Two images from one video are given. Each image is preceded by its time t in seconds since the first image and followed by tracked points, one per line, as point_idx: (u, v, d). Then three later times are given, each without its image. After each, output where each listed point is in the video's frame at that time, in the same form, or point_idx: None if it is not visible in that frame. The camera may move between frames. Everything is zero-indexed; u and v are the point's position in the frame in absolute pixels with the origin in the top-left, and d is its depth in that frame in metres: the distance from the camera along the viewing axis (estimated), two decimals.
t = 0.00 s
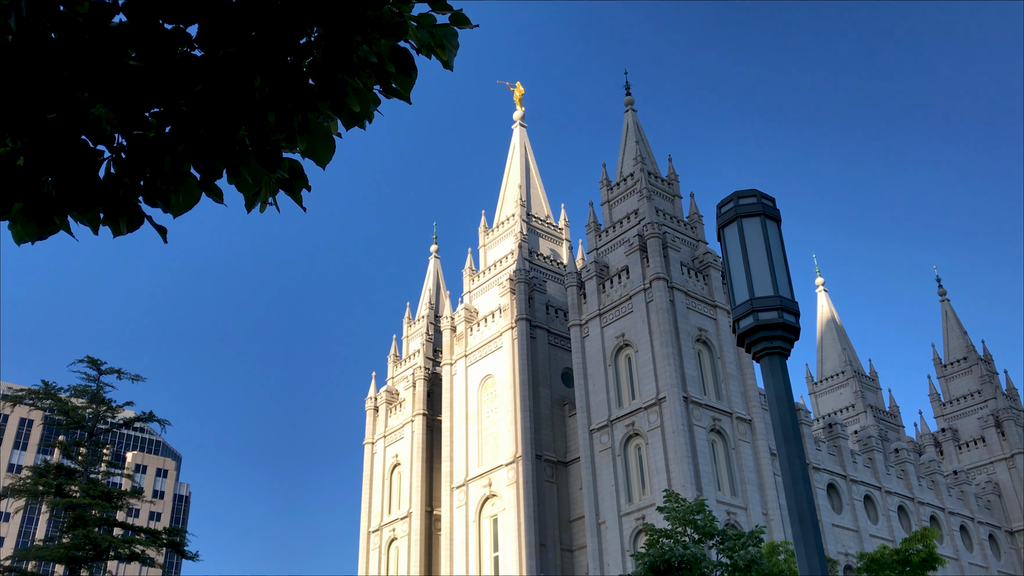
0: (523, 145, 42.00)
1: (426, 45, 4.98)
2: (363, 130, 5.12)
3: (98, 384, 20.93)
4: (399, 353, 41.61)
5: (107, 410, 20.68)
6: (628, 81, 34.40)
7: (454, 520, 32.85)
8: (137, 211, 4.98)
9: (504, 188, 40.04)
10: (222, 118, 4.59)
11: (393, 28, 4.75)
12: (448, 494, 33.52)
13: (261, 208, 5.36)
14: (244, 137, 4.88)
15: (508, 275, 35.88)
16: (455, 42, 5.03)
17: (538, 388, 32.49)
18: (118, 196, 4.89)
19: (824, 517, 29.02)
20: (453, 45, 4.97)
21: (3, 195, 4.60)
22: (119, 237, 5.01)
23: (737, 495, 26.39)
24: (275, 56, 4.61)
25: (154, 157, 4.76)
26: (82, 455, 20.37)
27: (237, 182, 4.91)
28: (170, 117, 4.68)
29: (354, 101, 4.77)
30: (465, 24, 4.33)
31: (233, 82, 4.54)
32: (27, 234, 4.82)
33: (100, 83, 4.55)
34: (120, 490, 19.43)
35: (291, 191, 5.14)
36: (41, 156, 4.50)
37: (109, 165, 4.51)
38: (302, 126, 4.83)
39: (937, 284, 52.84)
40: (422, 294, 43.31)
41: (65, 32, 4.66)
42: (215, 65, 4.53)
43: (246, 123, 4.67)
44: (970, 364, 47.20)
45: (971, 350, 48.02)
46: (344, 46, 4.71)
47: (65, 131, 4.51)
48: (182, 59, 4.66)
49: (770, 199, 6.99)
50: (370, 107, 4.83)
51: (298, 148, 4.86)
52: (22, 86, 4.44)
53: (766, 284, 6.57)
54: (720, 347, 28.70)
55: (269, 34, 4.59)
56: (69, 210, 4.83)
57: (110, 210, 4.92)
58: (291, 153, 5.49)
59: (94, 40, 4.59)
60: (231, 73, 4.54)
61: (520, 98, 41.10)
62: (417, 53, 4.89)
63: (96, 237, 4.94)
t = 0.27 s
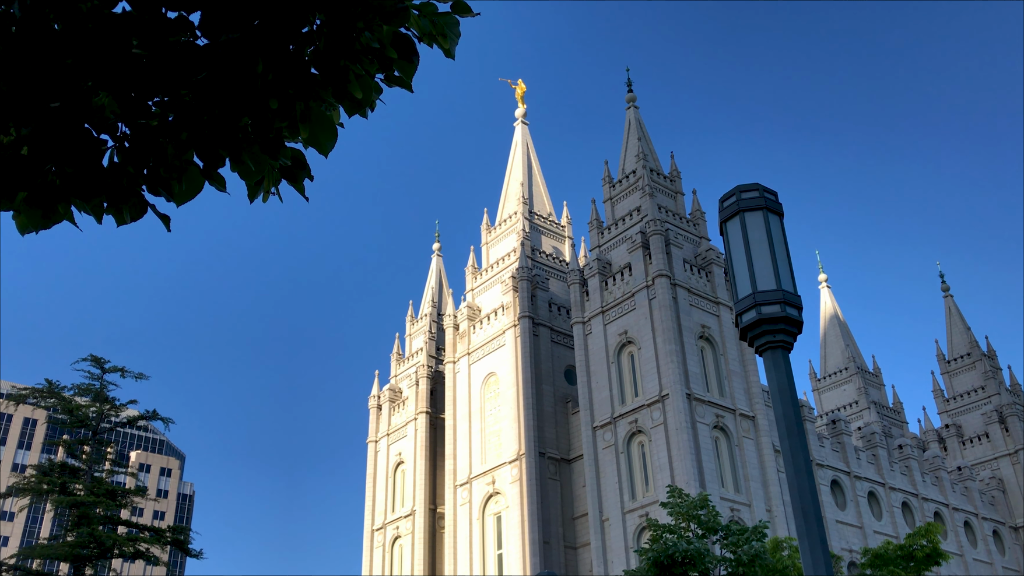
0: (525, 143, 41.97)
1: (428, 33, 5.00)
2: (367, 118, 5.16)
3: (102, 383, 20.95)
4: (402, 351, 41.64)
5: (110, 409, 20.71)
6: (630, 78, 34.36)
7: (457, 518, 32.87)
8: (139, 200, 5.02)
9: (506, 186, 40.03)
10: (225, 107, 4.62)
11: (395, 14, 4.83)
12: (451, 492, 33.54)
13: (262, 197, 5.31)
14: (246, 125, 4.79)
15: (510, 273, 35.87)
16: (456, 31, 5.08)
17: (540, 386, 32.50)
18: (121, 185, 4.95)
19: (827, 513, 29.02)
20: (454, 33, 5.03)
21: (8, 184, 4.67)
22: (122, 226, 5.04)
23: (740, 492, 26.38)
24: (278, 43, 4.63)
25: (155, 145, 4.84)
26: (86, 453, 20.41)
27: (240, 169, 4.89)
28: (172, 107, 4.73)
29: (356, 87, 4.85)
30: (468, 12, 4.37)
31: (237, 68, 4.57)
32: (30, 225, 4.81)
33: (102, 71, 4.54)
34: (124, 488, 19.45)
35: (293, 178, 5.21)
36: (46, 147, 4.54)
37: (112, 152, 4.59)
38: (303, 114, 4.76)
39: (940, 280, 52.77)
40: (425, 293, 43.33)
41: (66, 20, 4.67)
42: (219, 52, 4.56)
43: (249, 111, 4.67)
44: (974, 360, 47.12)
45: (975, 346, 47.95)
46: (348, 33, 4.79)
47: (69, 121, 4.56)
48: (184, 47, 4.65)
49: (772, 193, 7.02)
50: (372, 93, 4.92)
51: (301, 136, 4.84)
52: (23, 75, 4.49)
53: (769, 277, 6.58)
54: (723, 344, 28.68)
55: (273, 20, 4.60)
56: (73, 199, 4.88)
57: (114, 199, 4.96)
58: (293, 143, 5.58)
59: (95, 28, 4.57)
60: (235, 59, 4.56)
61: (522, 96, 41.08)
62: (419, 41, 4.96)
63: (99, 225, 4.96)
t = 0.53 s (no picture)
0: (529, 138, 41.96)
1: (432, 20, 5.14)
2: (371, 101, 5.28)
3: (107, 379, 21.03)
4: (406, 347, 41.68)
5: (115, 405, 20.77)
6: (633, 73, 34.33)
7: (462, 513, 32.91)
8: (146, 185, 4.95)
9: (510, 182, 40.02)
10: (232, 93, 4.65)
11: None
12: (456, 487, 33.58)
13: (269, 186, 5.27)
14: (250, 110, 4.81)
15: (514, 269, 35.87)
16: (460, 18, 5.19)
17: (544, 382, 32.51)
18: (128, 170, 4.90)
19: (832, 508, 29.01)
20: (458, 20, 5.12)
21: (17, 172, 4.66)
22: (129, 212, 4.99)
23: (744, 487, 26.38)
24: (284, 28, 4.66)
25: (161, 132, 4.81)
26: (91, 449, 20.47)
27: (246, 154, 4.87)
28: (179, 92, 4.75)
29: (362, 72, 4.94)
30: None
31: (244, 53, 4.61)
32: (39, 212, 4.82)
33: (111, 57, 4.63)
34: (130, 484, 19.49)
35: (298, 166, 5.28)
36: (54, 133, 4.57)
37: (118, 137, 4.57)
38: (310, 99, 4.84)
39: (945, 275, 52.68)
40: (428, 289, 43.38)
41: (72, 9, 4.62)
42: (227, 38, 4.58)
43: (255, 97, 4.69)
44: (979, 355, 47.05)
45: (979, 340, 47.87)
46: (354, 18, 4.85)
47: (78, 105, 4.59)
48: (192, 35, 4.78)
49: (776, 184, 7.01)
50: (376, 78, 5.01)
51: (306, 122, 4.88)
52: (31, 62, 4.53)
53: (773, 269, 6.58)
54: (727, 339, 28.66)
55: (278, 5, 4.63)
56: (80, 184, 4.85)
57: (120, 184, 4.92)
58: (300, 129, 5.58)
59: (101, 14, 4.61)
60: (241, 44, 4.60)
61: (525, 91, 41.06)
62: (424, 26, 5.05)
63: (107, 211, 4.93)
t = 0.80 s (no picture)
0: (533, 133, 41.93)
1: (438, 7, 5.15)
2: (377, 86, 5.35)
3: (113, 374, 21.07)
4: (410, 342, 41.74)
5: (121, 399, 20.81)
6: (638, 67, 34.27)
7: (467, 508, 32.97)
8: (154, 172, 5.04)
9: (514, 177, 40.01)
10: (237, 80, 4.73)
11: None
12: (461, 482, 33.65)
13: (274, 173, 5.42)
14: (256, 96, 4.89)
15: (519, 265, 35.87)
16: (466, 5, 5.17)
17: (549, 376, 32.52)
18: (136, 157, 4.98)
19: (837, 503, 29.00)
20: (464, 6, 5.10)
21: (25, 160, 4.70)
22: (137, 198, 5.07)
23: (749, 482, 26.37)
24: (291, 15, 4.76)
25: (168, 118, 4.91)
26: (98, 444, 20.53)
27: (253, 139, 4.95)
28: (184, 79, 4.83)
29: (367, 57, 5.03)
30: None
31: (250, 39, 4.70)
32: (47, 199, 4.86)
33: (118, 45, 4.67)
34: (136, 478, 19.54)
35: (304, 154, 5.35)
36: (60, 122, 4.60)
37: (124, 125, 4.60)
38: (316, 86, 4.87)
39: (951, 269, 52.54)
40: (433, 284, 43.42)
41: None
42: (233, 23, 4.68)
43: (260, 82, 4.79)
44: (985, 349, 46.93)
45: (985, 335, 47.75)
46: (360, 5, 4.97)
47: (85, 92, 4.63)
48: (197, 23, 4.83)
49: (781, 177, 6.98)
50: (382, 63, 5.10)
51: (313, 108, 4.92)
52: (39, 51, 4.57)
53: (778, 261, 6.56)
54: (733, 334, 28.63)
55: None
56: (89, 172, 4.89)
57: (128, 171, 4.99)
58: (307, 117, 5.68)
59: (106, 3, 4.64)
60: (248, 30, 4.69)
61: (530, 86, 41.02)
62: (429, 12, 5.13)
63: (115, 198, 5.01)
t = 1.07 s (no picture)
0: (539, 129, 41.91)
1: None
2: (385, 74, 5.45)
3: (120, 368, 21.15)
4: (416, 338, 41.80)
5: (128, 393, 20.91)
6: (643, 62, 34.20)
7: (472, 503, 33.03)
8: (164, 159, 5.08)
9: (520, 172, 40.00)
10: (244, 67, 4.78)
11: None
12: (466, 477, 33.68)
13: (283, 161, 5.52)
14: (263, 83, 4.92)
15: (524, 260, 35.87)
16: None
17: (555, 372, 32.53)
18: (145, 144, 5.02)
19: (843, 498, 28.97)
20: None
21: (36, 146, 4.78)
22: (147, 184, 5.12)
23: (755, 478, 26.36)
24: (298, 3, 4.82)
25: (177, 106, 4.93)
26: (105, 438, 20.62)
27: (262, 126, 5.01)
28: (193, 67, 4.88)
29: (375, 44, 5.10)
30: None
31: (257, 25, 4.77)
32: (57, 186, 4.90)
33: (126, 31, 4.72)
34: (143, 473, 19.63)
35: (312, 142, 5.40)
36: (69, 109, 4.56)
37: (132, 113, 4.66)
38: (324, 73, 4.98)
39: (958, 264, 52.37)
40: (439, 280, 43.47)
41: None
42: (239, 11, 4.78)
43: (268, 69, 4.83)
44: (992, 345, 46.79)
45: (993, 330, 47.62)
46: None
47: (96, 79, 4.59)
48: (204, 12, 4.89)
49: (787, 170, 7.00)
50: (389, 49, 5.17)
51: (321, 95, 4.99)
52: (49, 38, 4.63)
53: (784, 254, 6.57)
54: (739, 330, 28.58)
55: None
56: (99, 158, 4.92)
57: (138, 158, 5.04)
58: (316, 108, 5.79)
59: None
60: (255, 17, 4.77)
61: (536, 81, 40.99)
62: None
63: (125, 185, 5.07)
